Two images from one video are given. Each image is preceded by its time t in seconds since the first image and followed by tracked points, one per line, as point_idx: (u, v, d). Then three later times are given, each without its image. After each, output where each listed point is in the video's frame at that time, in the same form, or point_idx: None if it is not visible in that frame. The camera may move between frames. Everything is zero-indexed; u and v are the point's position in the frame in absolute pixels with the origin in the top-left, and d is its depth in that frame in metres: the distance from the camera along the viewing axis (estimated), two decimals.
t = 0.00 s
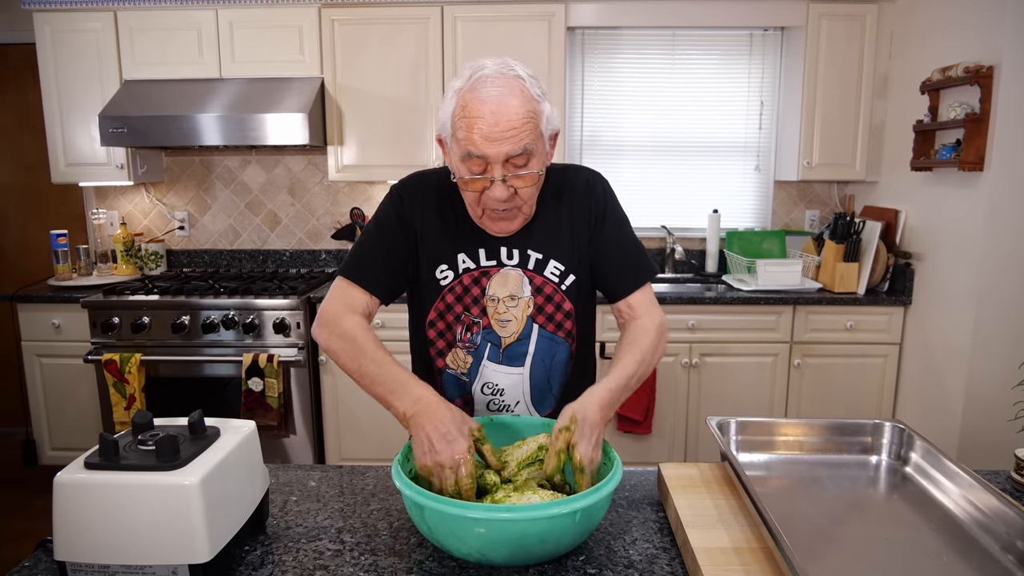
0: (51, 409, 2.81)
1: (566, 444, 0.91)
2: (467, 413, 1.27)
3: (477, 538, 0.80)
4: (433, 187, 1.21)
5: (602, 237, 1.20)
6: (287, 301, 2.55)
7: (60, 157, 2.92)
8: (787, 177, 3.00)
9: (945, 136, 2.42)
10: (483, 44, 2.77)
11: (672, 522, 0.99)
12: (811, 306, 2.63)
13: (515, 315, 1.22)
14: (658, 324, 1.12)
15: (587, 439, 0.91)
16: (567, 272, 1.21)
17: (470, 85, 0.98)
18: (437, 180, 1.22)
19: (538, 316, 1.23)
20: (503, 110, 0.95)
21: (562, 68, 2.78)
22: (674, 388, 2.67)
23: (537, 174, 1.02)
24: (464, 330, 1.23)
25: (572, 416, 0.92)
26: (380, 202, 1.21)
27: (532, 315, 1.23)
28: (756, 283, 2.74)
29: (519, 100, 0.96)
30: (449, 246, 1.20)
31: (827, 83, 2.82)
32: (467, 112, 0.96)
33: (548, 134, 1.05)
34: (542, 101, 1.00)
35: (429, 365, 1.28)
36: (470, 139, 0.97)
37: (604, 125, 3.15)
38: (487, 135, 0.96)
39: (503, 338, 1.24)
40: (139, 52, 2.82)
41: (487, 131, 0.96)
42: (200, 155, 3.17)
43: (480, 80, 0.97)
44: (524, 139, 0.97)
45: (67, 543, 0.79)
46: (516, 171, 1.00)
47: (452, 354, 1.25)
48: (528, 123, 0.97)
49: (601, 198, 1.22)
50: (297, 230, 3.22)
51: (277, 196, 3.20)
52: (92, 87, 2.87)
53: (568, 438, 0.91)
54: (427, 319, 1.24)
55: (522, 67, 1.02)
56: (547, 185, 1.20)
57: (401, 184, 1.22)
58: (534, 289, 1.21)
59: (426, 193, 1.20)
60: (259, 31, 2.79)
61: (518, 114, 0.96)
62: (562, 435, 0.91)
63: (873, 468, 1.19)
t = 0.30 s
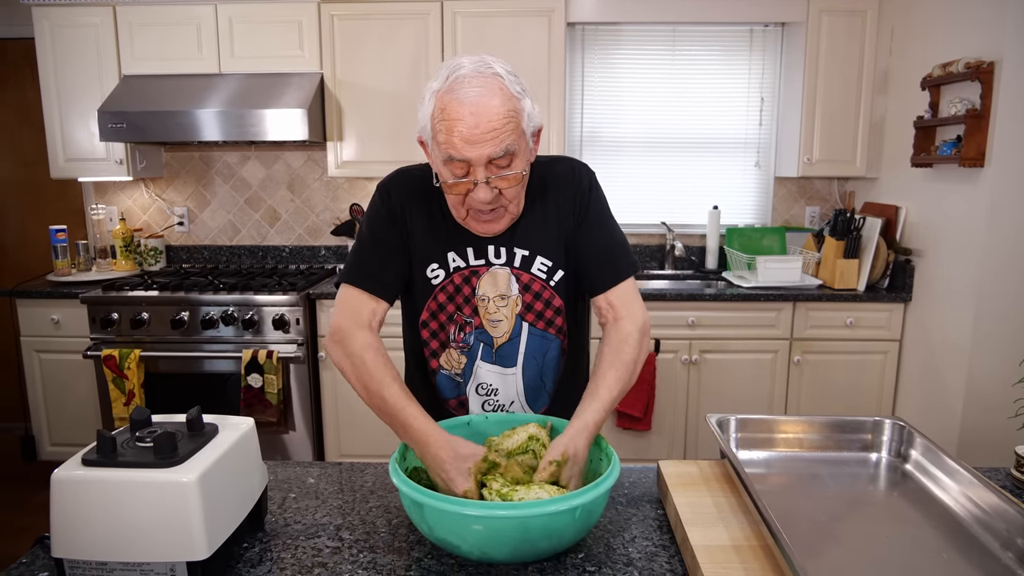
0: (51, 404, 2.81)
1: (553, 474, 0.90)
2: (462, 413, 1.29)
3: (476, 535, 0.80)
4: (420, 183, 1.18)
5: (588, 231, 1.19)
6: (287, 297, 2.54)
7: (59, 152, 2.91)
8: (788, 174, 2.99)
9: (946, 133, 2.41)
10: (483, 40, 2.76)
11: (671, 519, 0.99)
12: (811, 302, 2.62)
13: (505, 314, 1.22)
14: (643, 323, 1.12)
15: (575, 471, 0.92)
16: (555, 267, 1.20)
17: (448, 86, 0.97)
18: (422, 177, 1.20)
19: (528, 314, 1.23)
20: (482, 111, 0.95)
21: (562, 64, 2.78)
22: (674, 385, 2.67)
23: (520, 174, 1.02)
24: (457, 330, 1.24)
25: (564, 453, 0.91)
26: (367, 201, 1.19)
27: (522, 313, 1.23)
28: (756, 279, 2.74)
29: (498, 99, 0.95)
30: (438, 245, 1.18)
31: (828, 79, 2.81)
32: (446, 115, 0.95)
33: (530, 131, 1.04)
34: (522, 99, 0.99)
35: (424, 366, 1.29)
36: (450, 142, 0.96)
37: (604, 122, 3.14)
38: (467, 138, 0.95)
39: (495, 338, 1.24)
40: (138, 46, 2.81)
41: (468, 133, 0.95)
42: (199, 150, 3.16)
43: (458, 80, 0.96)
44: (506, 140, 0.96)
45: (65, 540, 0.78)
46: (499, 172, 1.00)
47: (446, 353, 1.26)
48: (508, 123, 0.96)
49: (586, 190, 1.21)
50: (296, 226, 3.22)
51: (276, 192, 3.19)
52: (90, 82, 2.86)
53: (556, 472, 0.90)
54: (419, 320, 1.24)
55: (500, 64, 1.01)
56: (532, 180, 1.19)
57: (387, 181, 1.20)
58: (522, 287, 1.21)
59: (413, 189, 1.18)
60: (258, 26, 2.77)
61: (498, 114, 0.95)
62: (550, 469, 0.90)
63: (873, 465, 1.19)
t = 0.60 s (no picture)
0: (50, 403, 2.80)
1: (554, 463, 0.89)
2: (461, 412, 1.27)
3: (475, 534, 0.80)
4: (419, 183, 1.19)
5: (589, 230, 1.19)
6: (286, 296, 2.54)
7: (58, 151, 2.91)
8: (788, 172, 2.99)
9: (946, 131, 2.40)
10: (483, 38, 2.75)
11: (671, 519, 0.98)
12: (811, 301, 2.62)
13: (504, 312, 1.22)
14: (652, 316, 1.11)
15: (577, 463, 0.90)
16: (555, 266, 1.20)
17: (450, 81, 0.96)
18: (422, 177, 1.20)
19: (528, 312, 1.22)
20: (484, 107, 0.94)
21: (562, 62, 2.77)
22: (674, 383, 2.67)
23: (520, 169, 1.02)
24: (455, 328, 1.23)
25: (566, 441, 0.90)
26: (368, 200, 1.19)
27: (522, 311, 1.22)
28: (757, 278, 2.73)
29: (500, 96, 0.95)
30: (437, 243, 1.18)
31: (828, 77, 2.80)
32: (448, 110, 0.95)
33: (531, 127, 1.03)
34: (523, 95, 0.99)
35: (422, 365, 1.28)
36: (452, 137, 0.96)
37: (604, 120, 3.13)
38: (470, 133, 0.95)
39: (494, 336, 1.24)
40: (137, 44, 2.80)
41: (470, 128, 0.95)
42: (199, 149, 3.15)
43: (460, 75, 0.96)
44: (507, 136, 0.96)
45: (62, 539, 0.78)
46: (500, 168, 1.00)
47: (445, 352, 1.25)
48: (510, 119, 0.96)
49: (587, 190, 1.21)
50: (296, 224, 3.21)
51: (275, 190, 3.19)
52: (89, 80, 2.85)
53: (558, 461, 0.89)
54: (418, 318, 1.24)
55: (502, 60, 1.00)
56: (533, 180, 1.20)
57: (387, 182, 1.21)
58: (522, 285, 1.20)
59: (414, 189, 1.19)
60: (257, 24, 2.77)
61: (500, 110, 0.95)
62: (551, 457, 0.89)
63: (874, 464, 1.19)
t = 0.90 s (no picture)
0: (50, 406, 2.80)
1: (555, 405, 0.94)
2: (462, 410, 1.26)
3: (474, 537, 0.80)
4: (428, 183, 1.21)
5: (605, 236, 1.20)
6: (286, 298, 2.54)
7: (57, 153, 2.91)
8: (788, 172, 2.99)
9: (945, 131, 2.40)
10: (482, 39, 2.75)
11: (672, 521, 0.98)
12: (811, 301, 2.62)
13: (510, 312, 1.21)
14: (677, 308, 1.14)
15: (579, 400, 0.96)
16: (564, 270, 1.20)
17: (469, 78, 0.97)
18: (434, 177, 1.21)
19: (534, 313, 1.21)
20: (502, 104, 0.94)
21: (561, 63, 2.77)
22: (674, 384, 2.66)
23: (535, 168, 1.02)
24: (459, 326, 1.23)
25: (566, 380, 0.97)
26: (377, 192, 1.22)
27: (529, 311, 1.21)
28: (756, 278, 2.74)
29: (518, 94, 0.95)
30: (443, 242, 1.19)
31: (827, 78, 2.80)
32: (466, 105, 0.95)
33: (546, 129, 1.04)
34: (541, 95, 0.99)
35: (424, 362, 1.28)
36: (469, 132, 0.96)
37: (604, 120, 3.13)
38: (487, 128, 0.95)
39: (498, 335, 1.23)
40: (135, 47, 2.80)
41: (487, 124, 0.95)
42: (198, 151, 3.15)
43: (479, 73, 0.96)
44: (523, 134, 0.96)
45: (61, 544, 0.78)
46: (515, 165, 1.00)
47: (447, 350, 1.24)
48: (527, 117, 0.96)
49: (601, 197, 1.22)
50: (296, 226, 3.21)
51: (275, 192, 3.18)
52: (88, 83, 2.85)
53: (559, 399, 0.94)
54: (422, 316, 1.24)
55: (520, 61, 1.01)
56: (546, 184, 1.21)
57: (399, 179, 1.23)
58: (531, 286, 1.20)
59: (423, 187, 1.20)
60: (256, 26, 2.77)
61: (517, 107, 0.95)
62: (552, 396, 0.94)
63: (875, 465, 1.19)
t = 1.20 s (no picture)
0: (50, 408, 2.80)
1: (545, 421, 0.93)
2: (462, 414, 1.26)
3: (474, 541, 0.80)
4: (432, 186, 1.21)
5: (613, 242, 1.20)
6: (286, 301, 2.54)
7: (59, 156, 2.91)
8: (788, 177, 2.99)
9: (945, 136, 2.41)
10: (483, 43, 2.76)
11: (671, 526, 0.98)
12: (811, 306, 2.62)
13: (512, 318, 1.22)
14: (690, 304, 1.10)
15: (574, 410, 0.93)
16: (567, 276, 1.20)
17: (470, 84, 0.97)
18: (439, 181, 1.21)
19: (536, 319, 1.22)
20: (502, 110, 0.95)
21: (562, 68, 2.77)
22: (674, 388, 2.66)
23: (536, 176, 1.02)
24: (461, 331, 1.23)
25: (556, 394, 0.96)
26: (380, 196, 1.21)
27: (531, 318, 1.22)
28: (757, 283, 2.74)
29: (519, 100, 0.95)
30: (447, 247, 1.19)
31: (827, 83, 2.81)
32: (467, 112, 0.96)
33: (548, 136, 1.04)
34: (543, 102, 1.00)
35: (423, 366, 1.27)
36: (469, 139, 0.96)
37: (605, 124, 3.14)
38: (487, 135, 0.95)
39: (500, 340, 1.23)
40: (137, 50, 2.81)
41: (487, 131, 0.95)
42: (199, 154, 3.16)
43: (480, 79, 0.97)
44: (524, 140, 0.96)
45: (60, 546, 0.78)
46: (515, 173, 1.00)
47: (449, 355, 1.24)
48: (528, 123, 0.96)
49: (608, 202, 1.21)
50: (296, 229, 3.22)
51: (275, 195, 3.19)
52: (90, 85, 2.86)
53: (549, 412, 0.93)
54: (423, 320, 1.24)
55: (523, 67, 1.01)
56: (552, 189, 1.20)
57: (404, 183, 1.22)
58: (533, 292, 1.21)
59: (427, 191, 1.20)
60: (257, 30, 2.78)
61: (518, 114, 0.95)
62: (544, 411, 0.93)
63: (874, 470, 1.19)
